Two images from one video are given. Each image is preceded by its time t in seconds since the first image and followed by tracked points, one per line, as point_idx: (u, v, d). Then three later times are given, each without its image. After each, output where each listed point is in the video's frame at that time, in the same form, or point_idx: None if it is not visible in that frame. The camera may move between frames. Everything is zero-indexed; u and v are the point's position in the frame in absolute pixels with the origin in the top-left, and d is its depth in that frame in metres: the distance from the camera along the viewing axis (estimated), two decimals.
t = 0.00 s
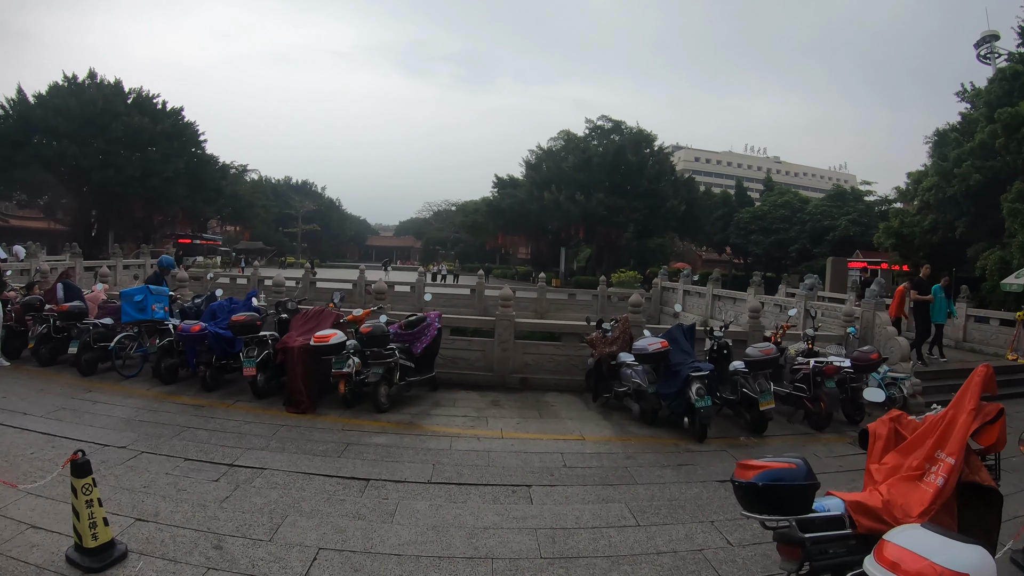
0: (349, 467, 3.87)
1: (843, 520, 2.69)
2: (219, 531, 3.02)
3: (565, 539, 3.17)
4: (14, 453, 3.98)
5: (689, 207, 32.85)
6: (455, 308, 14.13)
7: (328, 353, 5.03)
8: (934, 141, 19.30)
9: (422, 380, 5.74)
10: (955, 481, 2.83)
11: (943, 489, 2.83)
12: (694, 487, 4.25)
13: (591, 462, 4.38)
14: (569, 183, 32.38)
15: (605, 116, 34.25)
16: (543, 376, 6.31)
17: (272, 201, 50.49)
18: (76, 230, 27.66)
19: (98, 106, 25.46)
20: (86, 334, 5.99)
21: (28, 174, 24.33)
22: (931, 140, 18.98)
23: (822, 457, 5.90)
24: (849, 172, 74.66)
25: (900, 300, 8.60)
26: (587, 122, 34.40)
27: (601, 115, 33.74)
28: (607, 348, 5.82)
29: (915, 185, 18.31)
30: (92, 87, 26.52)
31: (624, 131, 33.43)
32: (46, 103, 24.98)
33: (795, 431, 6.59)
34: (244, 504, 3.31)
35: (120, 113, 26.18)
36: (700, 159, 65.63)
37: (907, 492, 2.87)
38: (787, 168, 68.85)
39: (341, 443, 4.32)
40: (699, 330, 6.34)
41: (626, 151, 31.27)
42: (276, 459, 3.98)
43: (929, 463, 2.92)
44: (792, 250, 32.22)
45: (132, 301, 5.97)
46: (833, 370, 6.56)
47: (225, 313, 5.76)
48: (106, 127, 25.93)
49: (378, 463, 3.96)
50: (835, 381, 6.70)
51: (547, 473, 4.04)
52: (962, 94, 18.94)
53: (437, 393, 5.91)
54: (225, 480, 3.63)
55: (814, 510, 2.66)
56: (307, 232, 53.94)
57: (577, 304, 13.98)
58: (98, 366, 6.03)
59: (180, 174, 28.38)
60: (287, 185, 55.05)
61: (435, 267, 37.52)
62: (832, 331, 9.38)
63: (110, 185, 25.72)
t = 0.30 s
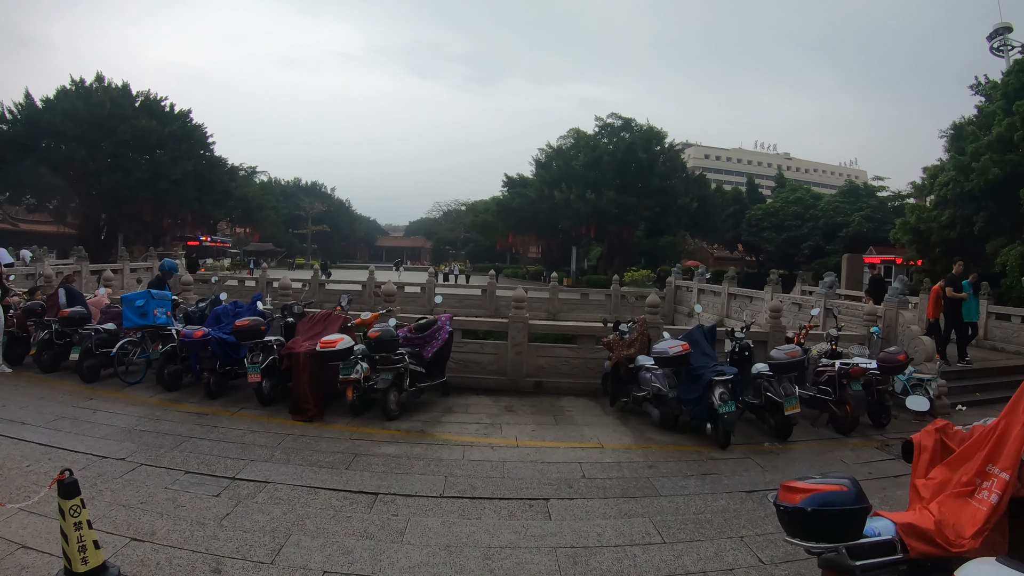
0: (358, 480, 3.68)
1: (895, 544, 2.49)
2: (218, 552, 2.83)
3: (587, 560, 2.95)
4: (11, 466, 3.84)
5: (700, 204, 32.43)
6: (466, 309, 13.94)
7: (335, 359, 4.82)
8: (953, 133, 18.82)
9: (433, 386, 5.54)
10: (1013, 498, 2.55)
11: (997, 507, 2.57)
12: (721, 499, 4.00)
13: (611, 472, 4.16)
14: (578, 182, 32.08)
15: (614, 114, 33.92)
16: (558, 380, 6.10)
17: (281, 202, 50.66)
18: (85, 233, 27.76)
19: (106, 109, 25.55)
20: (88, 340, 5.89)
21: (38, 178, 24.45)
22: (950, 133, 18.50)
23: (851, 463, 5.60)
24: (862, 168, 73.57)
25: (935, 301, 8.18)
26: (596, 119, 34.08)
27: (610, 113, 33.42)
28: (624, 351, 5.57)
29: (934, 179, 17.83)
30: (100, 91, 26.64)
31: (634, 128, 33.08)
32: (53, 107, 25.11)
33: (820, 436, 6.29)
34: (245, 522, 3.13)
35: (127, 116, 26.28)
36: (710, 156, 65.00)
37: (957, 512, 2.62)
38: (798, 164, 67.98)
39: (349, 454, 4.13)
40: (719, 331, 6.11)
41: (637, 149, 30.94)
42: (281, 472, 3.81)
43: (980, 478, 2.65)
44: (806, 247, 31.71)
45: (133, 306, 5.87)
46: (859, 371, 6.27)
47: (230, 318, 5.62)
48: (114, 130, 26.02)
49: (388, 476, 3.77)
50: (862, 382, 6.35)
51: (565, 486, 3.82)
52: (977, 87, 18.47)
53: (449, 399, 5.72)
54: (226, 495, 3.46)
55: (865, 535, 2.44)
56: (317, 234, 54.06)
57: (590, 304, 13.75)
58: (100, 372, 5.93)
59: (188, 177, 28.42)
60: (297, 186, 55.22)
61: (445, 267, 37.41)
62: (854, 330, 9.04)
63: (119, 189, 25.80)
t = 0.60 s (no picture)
0: (363, 493, 3.50)
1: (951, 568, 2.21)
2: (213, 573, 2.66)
3: None
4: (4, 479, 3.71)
5: (712, 203, 32.04)
6: (478, 311, 13.75)
7: (341, 365, 4.65)
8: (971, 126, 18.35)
9: (445, 391, 5.35)
10: None
11: None
12: (747, 510, 3.75)
13: (631, 482, 3.94)
14: (588, 182, 31.82)
15: (625, 113, 33.63)
16: (574, 384, 5.89)
17: (292, 207, 50.92)
18: (97, 239, 27.96)
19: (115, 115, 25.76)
20: (89, 347, 5.79)
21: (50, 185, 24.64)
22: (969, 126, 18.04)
23: (881, 469, 5.24)
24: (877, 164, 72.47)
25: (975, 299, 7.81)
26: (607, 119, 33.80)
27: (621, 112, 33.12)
28: (642, 354, 5.41)
29: (953, 174, 17.39)
30: (109, 97, 26.86)
31: (645, 127, 32.76)
32: (63, 114, 25.36)
33: (846, 440, 5.96)
34: (243, 540, 2.95)
35: (136, 122, 26.52)
36: (721, 155, 64.43)
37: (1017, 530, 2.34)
38: (810, 161, 67.18)
39: (356, 464, 3.96)
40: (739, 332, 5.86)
41: (648, 147, 30.62)
42: (283, 486, 3.65)
43: None
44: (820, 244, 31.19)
45: (134, 312, 5.78)
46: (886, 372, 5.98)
47: (234, 323, 5.49)
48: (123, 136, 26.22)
49: (395, 488, 3.57)
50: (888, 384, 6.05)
51: (583, 498, 3.60)
52: (996, 78, 18.01)
53: (460, 404, 5.53)
54: (225, 511, 3.29)
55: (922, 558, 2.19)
56: (328, 237, 54.26)
57: (603, 305, 13.51)
58: (102, 380, 5.84)
59: (198, 182, 28.52)
60: (308, 190, 55.49)
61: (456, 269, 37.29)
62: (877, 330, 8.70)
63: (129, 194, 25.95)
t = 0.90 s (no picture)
0: (368, 515, 3.33)
1: None
2: None
3: None
4: None
5: (725, 207, 31.65)
6: (489, 318, 13.57)
7: (348, 378, 4.49)
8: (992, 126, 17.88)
9: (456, 404, 5.17)
10: None
11: None
12: (774, 532, 3.51)
13: (649, 502, 3.73)
14: (600, 186, 31.62)
15: (636, 117, 33.41)
16: (589, 396, 5.68)
17: (305, 213, 51.24)
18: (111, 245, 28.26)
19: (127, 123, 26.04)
20: (91, 356, 5.72)
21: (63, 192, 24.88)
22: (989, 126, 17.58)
23: (910, 485, 4.83)
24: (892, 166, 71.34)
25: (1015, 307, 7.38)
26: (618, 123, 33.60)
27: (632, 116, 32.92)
28: (660, 364, 5.18)
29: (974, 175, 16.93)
30: (122, 106, 27.18)
31: (657, 131, 32.52)
32: (75, 122, 25.68)
33: (872, 453, 5.57)
34: (238, 565, 2.80)
35: (148, 129, 26.82)
36: (734, 159, 63.97)
37: None
38: (823, 164, 66.42)
39: (360, 483, 3.79)
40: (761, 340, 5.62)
41: (661, 151, 30.31)
42: (284, 506, 3.50)
43: None
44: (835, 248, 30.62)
45: (136, 321, 5.71)
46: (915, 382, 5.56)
47: (238, 333, 5.39)
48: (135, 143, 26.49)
49: (400, 510, 3.39)
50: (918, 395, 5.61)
51: (601, 520, 3.39)
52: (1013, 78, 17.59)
53: (470, 417, 5.33)
54: (222, 533, 3.16)
55: None
56: (340, 244, 54.52)
57: (617, 311, 13.28)
58: (104, 390, 5.77)
59: (210, 188, 28.70)
60: (321, 197, 55.86)
61: (467, 274, 37.20)
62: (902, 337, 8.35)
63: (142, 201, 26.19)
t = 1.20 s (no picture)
0: (362, 529, 3.15)
1: None
2: None
3: None
4: None
5: (728, 208, 31.43)
6: (491, 320, 13.37)
7: (342, 383, 4.27)
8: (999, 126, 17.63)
9: (456, 410, 4.98)
10: None
11: None
12: (792, 548, 3.30)
13: (660, 515, 3.53)
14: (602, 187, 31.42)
15: (638, 118, 33.22)
16: (594, 401, 5.49)
17: (306, 215, 51.20)
18: (111, 247, 28.16)
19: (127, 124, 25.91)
20: (81, 360, 5.56)
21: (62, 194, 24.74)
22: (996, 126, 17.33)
23: (929, 495, 4.45)
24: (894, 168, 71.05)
25: None
26: (620, 124, 33.41)
27: (635, 117, 32.74)
28: (669, 369, 4.98)
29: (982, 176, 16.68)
30: (122, 107, 27.05)
31: (659, 132, 32.31)
32: (75, 123, 25.56)
33: (889, 461, 5.23)
34: None
35: (148, 130, 26.68)
36: (736, 160, 63.83)
37: None
38: (825, 165, 66.16)
39: (355, 495, 3.60)
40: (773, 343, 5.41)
41: (664, 152, 30.06)
42: (274, 520, 3.31)
43: None
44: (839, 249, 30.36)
45: (126, 324, 5.60)
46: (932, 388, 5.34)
47: (231, 335, 5.22)
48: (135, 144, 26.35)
49: (396, 525, 3.19)
50: (934, 401, 5.39)
51: (608, 535, 3.20)
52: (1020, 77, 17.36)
53: (470, 423, 5.14)
54: (207, 550, 2.97)
55: None
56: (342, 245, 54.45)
57: (620, 313, 13.08)
58: (94, 395, 5.60)
59: (210, 190, 28.57)
60: (322, 199, 55.81)
61: (468, 276, 37.06)
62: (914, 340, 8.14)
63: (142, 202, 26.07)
